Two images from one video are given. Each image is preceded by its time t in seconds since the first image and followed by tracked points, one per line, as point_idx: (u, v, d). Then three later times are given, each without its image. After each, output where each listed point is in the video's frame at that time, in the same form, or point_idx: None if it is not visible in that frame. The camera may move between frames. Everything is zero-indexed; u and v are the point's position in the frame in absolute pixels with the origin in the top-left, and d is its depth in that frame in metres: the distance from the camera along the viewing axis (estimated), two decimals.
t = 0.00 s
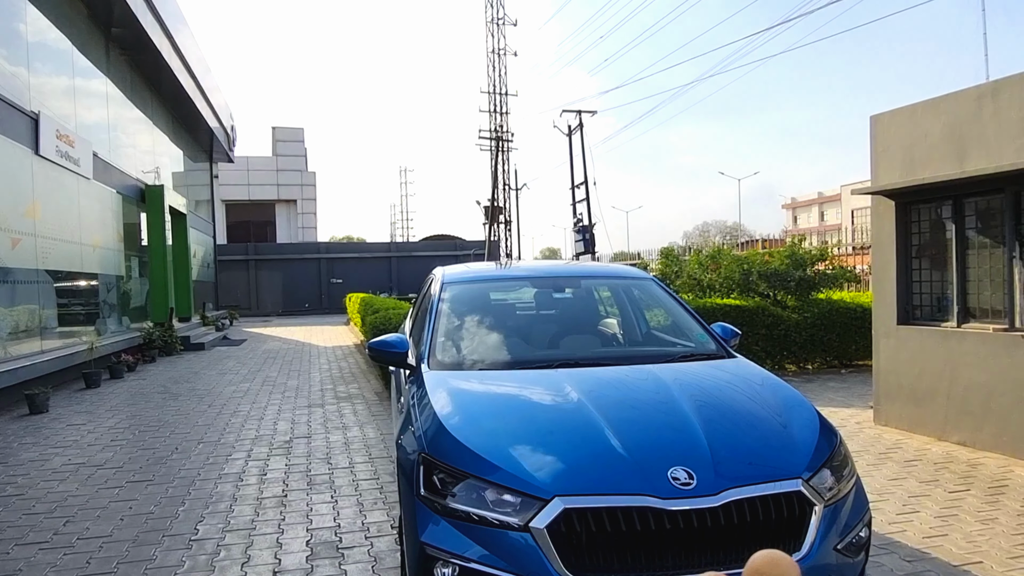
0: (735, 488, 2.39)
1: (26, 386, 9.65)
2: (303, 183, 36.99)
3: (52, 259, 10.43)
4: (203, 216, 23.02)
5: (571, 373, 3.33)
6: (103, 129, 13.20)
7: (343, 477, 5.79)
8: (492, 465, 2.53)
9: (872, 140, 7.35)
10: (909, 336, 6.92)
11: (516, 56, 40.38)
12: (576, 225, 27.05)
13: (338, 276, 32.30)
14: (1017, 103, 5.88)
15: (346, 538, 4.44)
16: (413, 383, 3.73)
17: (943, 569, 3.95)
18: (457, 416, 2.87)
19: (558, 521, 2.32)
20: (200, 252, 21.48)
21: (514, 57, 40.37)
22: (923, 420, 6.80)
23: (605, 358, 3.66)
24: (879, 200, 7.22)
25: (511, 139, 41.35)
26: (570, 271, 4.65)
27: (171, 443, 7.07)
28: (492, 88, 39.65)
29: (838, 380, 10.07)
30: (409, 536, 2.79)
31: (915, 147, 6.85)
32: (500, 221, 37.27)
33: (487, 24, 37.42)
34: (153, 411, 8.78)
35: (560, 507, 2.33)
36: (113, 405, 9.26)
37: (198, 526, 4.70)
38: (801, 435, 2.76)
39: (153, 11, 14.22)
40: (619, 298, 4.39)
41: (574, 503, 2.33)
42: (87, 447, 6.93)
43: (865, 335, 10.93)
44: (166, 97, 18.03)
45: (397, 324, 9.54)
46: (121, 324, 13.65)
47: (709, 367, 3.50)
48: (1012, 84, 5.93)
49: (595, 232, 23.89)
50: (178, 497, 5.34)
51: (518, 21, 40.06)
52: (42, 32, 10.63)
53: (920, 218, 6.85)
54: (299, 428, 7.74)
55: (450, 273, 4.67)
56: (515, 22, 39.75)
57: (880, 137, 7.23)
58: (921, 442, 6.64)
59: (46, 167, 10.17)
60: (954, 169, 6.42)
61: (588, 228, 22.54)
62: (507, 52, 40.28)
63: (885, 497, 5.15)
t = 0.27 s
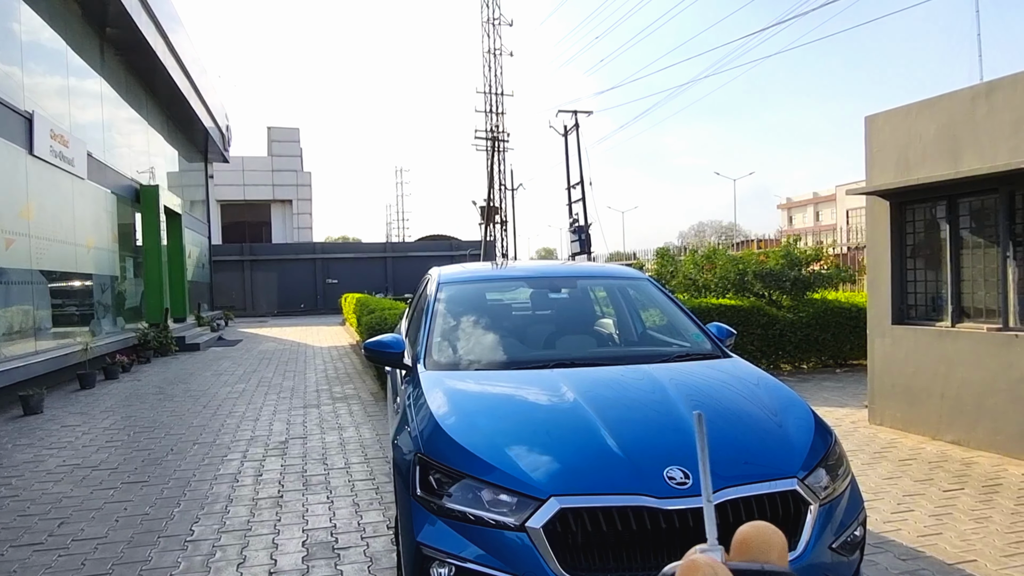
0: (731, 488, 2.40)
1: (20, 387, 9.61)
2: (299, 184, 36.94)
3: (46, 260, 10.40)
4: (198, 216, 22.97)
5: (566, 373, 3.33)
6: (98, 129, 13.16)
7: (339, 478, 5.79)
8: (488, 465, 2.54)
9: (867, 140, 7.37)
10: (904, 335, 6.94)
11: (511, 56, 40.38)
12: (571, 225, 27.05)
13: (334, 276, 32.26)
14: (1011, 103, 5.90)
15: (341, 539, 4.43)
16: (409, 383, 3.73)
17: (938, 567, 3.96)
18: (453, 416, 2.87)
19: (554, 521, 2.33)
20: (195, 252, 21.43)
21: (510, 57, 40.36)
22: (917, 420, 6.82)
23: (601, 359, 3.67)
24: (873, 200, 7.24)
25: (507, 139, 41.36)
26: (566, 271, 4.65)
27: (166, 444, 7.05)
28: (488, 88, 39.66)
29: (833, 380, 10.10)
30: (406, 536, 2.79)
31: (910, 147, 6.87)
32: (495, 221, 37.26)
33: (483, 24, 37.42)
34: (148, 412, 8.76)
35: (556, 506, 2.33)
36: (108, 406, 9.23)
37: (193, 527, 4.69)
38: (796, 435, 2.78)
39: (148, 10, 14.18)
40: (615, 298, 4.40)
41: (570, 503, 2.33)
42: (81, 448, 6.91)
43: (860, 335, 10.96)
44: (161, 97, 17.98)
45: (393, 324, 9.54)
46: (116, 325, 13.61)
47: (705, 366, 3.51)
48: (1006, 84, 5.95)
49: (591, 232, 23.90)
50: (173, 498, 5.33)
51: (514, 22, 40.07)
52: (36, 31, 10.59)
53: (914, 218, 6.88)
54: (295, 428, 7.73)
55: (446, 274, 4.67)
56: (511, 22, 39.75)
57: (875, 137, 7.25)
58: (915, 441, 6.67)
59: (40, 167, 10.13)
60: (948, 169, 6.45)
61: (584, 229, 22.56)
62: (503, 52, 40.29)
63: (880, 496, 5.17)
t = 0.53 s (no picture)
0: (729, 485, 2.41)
1: (16, 387, 9.58)
2: (295, 183, 36.89)
3: (42, 259, 10.36)
4: (194, 216, 22.93)
5: (564, 372, 3.34)
6: (93, 128, 13.11)
7: (336, 477, 5.78)
8: (486, 464, 2.54)
9: (862, 140, 7.39)
10: (900, 334, 6.96)
11: (508, 56, 40.38)
12: (568, 225, 27.06)
13: (330, 276, 32.23)
14: (1006, 103, 5.93)
15: (339, 538, 4.43)
16: (406, 382, 3.73)
17: (933, 565, 3.98)
18: (451, 415, 2.87)
19: (552, 519, 2.33)
20: (191, 252, 21.39)
21: (506, 56, 40.36)
22: (913, 418, 6.84)
23: (598, 358, 3.67)
24: (869, 200, 7.26)
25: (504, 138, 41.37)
26: (563, 270, 4.66)
27: (162, 444, 7.04)
28: (484, 88, 39.67)
29: (829, 379, 10.12)
30: (404, 535, 2.79)
31: (905, 147, 6.89)
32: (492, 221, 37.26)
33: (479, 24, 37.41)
34: (144, 412, 8.73)
35: (554, 505, 2.34)
36: (104, 406, 9.21)
37: (191, 527, 4.69)
38: (793, 433, 2.78)
39: (143, 9, 14.14)
40: (612, 297, 4.40)
41: (567, 502, 2.34)
42: (77, 448, 6.89)
43: (856, 334, 11.00)
44: (156, 96, 17.94)
45: (390, 324, 9.53)
46: (111, 325, 13.57)
47: (702, 365, 3.51)
48: (1000, 84, 5.97)
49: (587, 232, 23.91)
50: (170, 498, 5.32)
51: (510, 21, 40.08)
52: (31, 30, 10.54)
53: (910, 217, 6.90)
54: (292, 428, 7.72)
55: (444, 273, 4.67)
56: (507, 22, 39.75)
57: (870, 137, 7.27)
58: (911, 440, 6.69)
59: (35, 166, 10.09)
60: (943, 169, 6.47)
61: (581, 228, 22.57)
62: (499, 51, 40.28)
63: (876, 494, 5.19)
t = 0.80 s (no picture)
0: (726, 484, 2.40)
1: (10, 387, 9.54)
2: (290, 182, 36.78)
3: (36, 259, 10.32)
4: (189, 216, 22.84)
5: (560, 371, 3.33)
6: (87, 127, 13.06)
7: (332, 477, 5.77)
8: (482, 463, 2.53)
9: (858, 139, 7.40)
10: (895, 333, 6.98)
11: (504, 54, 40.26)
12: (563, 224, 27.04)
13: (325, 275, 32.15)
14: (1000, 103, 5.95)
15: (335, 538, 4.43)
16: (402, 382, 3.72)
17: (928, 563, 3.99)
18: (447, 415, 2.86)
19: (548, 519, 2.33)
20: (186, 251, 21.32)
21: (503, 55, 40.25)
22: (908, 417, 6.86)
23: (595, 357, 3.67)
24: (864, 199, 7.27)
25: (500, 137, 41.31)
26: (559, 269, 4.65)
27: (157, 444, 7.01)
28: (480, 87, 39.61)
29: (824, 378, 10.14)
30: (400, 535, 2.79)
31: (900, 146, 6.90)
32: (488, 220, 37.22)
33: (475, 23, 37.36)
34: (139, 412, 8.70)
35: (550, 504, 2.34)
36: (98, 406, 9.17)
37: (186, 527, 4.67)
38: (789, 432, 2.78)
39: (138, 7, 14.08)
40: (608, 296, 4.40)
41: (563, 501, 2.34)
42: (71, 449, 6.86)
43: (851, 333, 11.01)
44: (151, 95, 17.87)
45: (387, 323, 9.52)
46: (106, 324, 13.52)
47: (698, 364, 3.52)
48: (995, 84, 5.99)
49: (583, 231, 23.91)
50: (165, 498, 5.30)
51: (506, 20, 40.00)
52: (24, 29, 10.49)
53: (905, 216, 6.91)
54: (287, 427, 7.71)
55: (440, 272, 4.66)
56: (504, 20, 39.66)
57: (866, 136, 7.29)
58: (906, 439, 6.71)
59: (29, 165, 10.05)
60: (938, 168, 6.49)
61: (577, 227, 22.55)
62: (495, 50, 40.15)
63: (871, 493, 5.20)
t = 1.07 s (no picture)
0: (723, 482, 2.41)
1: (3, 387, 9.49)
2: (285, 181, 36.69)
3: (30, 258, 10.27)
4: (183, 214, 22.77)
5: (556, 370, 3.33)
6: (81, 126, 13.00)
7: (328, 476, 5.76)
8: (479, 462, 2.53)
9: (853, 138, 7.42)
10: (890, 330, 7.01)
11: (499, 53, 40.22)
12: (558, 222, 27.07)
13: (321, 274, 32.10)
14: (994, 101, 5.97)
15: (331, 537, 4.41)
16: (399, 380, 3.72)
17: (924, 561, 4.00)
18: (443, 414, 2.86)
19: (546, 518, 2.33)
20: (180, 250, 21.26)
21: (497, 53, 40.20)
22: (903, 415, 6.89)
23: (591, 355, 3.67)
24: (859, 197, 7.29)
25: (495, 136, 41.28)
26: (556, 267, 4.65)
27: (152, 444, 6.99)
28: (476, 85, 39.55)
29: (820, 376, 10.17)
30: (397, 534, 2.79)
31: (895, 144, 6.92)
32: (483, 218, 37.21)
33: (470, 21, 37.33)
34: (133, 412, 8.66)
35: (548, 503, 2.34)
36: (93, 405, 9.13)
37: (181, 527, 4.66)
38: (786, 430, 2.79)
39: (132, 5, 14.02)
40: (604, 294, 4.39)
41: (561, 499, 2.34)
42: (66, 449, 6.83)
43: (846, 331, 11.04)
44: (145, 93, 17.80)
45: (382, 322, 9.50)
46: (100, 324, 13.47)
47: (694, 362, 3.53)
48: (989, 82, 6.01)
49: (578, 229, 23.93)
50: (161, 498, 5.28)
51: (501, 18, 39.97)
52: (18, 27, 10.43)
53: (900, 214, 6.93)
54: (283, 427, 7.69)
55: (436, 271, 4.66)
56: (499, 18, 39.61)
57: (861, 135, 7.30)
58: (901, 436, 6.73)
59: (23, 164, 10.00)
60: (932, 166, 6.51)
61: (573, 226, 22.57)
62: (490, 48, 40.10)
63: (867, 491, 5.21)
